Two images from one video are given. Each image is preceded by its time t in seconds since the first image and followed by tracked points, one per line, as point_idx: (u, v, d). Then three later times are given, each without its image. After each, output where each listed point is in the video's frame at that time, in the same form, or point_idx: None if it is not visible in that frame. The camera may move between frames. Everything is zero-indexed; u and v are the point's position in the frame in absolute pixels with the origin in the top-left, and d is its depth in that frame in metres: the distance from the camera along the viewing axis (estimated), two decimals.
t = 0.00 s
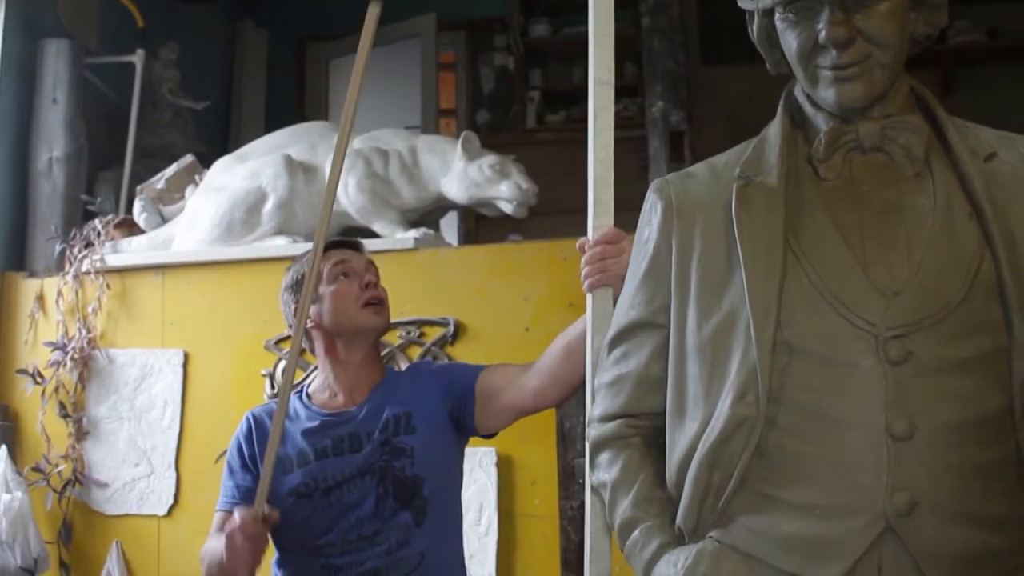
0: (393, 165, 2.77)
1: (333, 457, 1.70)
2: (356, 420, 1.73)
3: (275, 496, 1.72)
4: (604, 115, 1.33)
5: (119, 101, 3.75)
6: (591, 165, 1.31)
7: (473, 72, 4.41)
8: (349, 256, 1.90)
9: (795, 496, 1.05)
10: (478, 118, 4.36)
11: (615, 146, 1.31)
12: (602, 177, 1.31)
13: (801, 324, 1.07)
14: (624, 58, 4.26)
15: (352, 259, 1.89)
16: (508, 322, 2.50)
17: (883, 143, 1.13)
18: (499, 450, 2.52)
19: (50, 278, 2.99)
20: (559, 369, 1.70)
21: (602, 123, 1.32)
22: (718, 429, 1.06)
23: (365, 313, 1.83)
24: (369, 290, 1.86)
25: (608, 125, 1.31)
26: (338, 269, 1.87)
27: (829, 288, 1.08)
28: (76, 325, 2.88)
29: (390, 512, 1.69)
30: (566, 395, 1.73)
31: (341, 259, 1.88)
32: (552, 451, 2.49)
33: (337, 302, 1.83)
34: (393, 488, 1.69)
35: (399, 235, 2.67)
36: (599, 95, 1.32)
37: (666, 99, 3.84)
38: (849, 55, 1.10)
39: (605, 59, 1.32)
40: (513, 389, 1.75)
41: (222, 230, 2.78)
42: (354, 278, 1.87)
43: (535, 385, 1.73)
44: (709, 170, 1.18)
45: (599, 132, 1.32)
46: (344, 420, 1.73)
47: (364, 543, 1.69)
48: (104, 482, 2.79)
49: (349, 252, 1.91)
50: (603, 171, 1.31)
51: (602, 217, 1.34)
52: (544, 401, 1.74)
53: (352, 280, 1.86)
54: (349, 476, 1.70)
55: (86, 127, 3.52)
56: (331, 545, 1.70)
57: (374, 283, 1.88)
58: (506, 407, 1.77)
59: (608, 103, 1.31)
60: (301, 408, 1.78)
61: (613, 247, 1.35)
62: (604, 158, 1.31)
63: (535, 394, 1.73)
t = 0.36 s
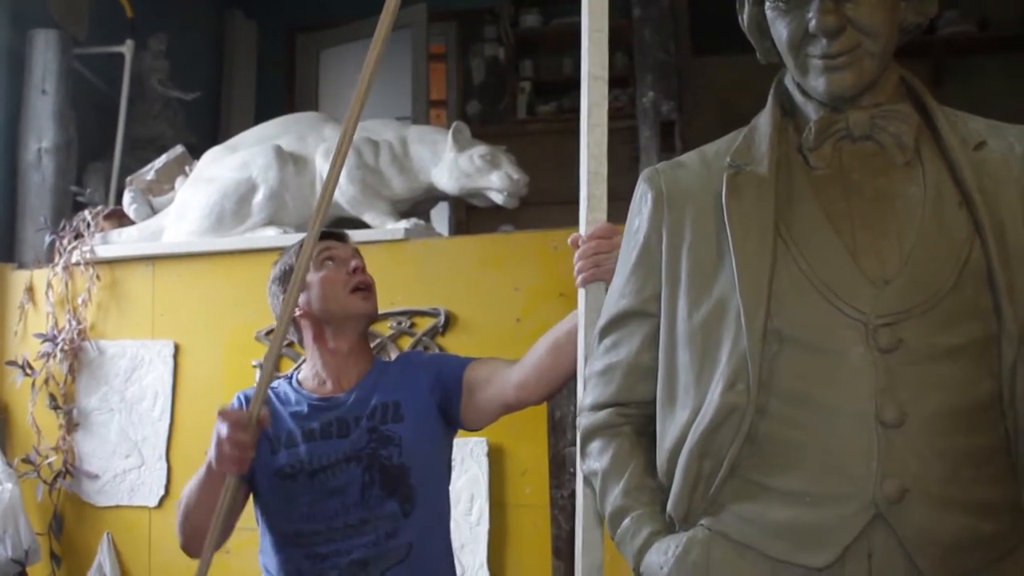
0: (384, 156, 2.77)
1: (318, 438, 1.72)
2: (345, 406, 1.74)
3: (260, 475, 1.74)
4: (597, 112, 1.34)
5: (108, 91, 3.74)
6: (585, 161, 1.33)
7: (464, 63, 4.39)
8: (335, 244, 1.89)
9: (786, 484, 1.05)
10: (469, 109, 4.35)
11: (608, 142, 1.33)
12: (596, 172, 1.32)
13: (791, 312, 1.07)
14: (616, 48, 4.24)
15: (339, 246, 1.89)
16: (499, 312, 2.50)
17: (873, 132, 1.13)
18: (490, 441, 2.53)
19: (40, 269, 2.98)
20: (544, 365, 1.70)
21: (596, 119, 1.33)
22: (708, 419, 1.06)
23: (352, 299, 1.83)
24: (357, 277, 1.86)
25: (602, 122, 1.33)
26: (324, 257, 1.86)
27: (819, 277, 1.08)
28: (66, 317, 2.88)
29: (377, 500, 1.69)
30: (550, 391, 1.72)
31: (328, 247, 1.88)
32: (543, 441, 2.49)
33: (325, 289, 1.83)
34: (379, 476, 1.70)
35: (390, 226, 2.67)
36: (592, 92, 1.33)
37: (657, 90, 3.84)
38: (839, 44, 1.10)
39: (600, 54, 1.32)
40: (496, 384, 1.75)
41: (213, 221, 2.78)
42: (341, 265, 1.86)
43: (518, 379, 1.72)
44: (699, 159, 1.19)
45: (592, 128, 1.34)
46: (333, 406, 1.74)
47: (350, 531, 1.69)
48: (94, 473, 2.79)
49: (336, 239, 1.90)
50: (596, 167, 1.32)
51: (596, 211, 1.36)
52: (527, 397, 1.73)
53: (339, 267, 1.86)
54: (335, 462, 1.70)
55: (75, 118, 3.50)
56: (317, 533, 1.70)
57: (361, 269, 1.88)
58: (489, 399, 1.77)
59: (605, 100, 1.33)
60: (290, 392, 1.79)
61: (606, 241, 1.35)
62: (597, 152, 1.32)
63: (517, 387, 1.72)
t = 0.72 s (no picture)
0: (375, 157, 2.77)
1: (307, 423, 1.73)
2: (336, 401, 1.75)
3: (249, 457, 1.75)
4: (573, 113, 1.31)
5: (98, 92, 3.74)
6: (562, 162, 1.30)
7: (455, 63, 4.39)
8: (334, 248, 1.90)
9: (776, 484, 1.05)
10: (460, 109, 4.36)
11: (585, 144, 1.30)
12: (573, 174, 1.30)
13: (780, 312, 1.08)
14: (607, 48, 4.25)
15: (337, 251, 1.89)
16: (489, 313, 2.50)
17: (862, 132, 1.14)
18: (482, 442, 2.52)
19: (30, 271, 2.97)
20: (530, 373, 1.70)
21: (571, 122, 1.30)
22: (697, 419, 1.06)
23: (346, 303, 1.83)
24: (352, 281, 1.86)
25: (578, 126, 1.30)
26: (321, 260, 1.87)
27: (809, 277, 1.08)
28: (56, 319, 2.87)
29: (360, 497, 1.70)
30: (535, 402, 1.72)
31: (326, 251, 1.88)
32: (534, 441, 2.49)
33: (319, 292, 1.83)
34: (364, 473, 1.71)
35: (380, 227, 2.67)
36: (569, 94, 1.31)
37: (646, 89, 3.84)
38: (828, 44, 1.10)
39: (575, 57, 1.31)
40: (484, 392, 1.75)
41: (204, 222, 2.78)
42: (338, 270, 1.86)
43: (505, 389, 1.72)
44: (689, 159, 1.19)
45: (570, 130, 1.31)
46: (326, 399, 1.76)
47: (331, 524, 1.69)
48: (85, 476, 2.78)
49: (334, 244, 1.91)
50: (573, 168, 1.30)
51: (573, 213, 1.34)
52: (512, 408, 1.73)
53: (335, 271, 1.86)
54: (321, 452, 1.71)
55: (65, 119, 3.50)
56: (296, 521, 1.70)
57: (357, 274, 1.88)
58: (475, 407, 1.76)
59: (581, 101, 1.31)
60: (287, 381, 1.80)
61: (586, 242, 1.36)
62: (575, 153, 1.30)
63: (503, 396, 1.72)
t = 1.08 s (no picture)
0: (369, 170, 2.77)
1: (307, 426, 1.74)
2: (330, 414, 1.76)
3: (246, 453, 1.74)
4: (558, 130, 1.28)
5: (92, 102, 3.74)
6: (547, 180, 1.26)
7: (450, 76, 4.42)
8: (328, 263, 1.90)
9: (767, 501, 1.06)
10: (454, 122, 4.37)
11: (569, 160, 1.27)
12: (556, 192, 1.26)
13: (771, 331, 1.08)
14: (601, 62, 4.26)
15: (331, 265, 1.89)
16: (482, 327, 2.50)
17: (854, 150, 1.14)
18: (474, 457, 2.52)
19: (23, 282, 2.96)
20: (511, 400, 1.70)
21: (555, 138, 1.27)
22: (689, 437, 1.07)
23: (339, 316, 1.82)
24: (345, 295, 1.85)
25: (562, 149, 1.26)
26: (315, 276, 1.87)
27: (800, 295, 1.09)
28: (49, 330, 2.87)
29: (350, 508, 1.71)
30: (516, 430, 1.72)
31: (320, 266, 1.88)
32: (527, 455, 2.49)
33: (313, 306, 1.83)
34: (357, 486, 1.72)
35: (374, 240, 2.67)
36: (553, 111, 1.27)
37: (640, 104, 3.90)
38: (820, 63, 1.11)
39: (560, 74, 1.28)
40: (466, 418, 1.75)
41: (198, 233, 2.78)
42: (331, 285, 1.86)
43: (486, 417, 1.72)
44: (681, 176, 1.19)
45: (554, 146, 1.27)
46: (321, 411, 1.77)
47: (320, 531, 1.69)
48: (76, 488, 2.78)
49: (328, 258, 1.91)
50: (558, 186, 1.26)
51: (557, 230, 1.31)
52: (493, 436, 1.73)
53: (329, 286, 1.86)
54: (317, 459, 1.72)
55: (59, 130, 3.51)
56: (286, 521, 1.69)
57: (351, 288, 1.87)
58: (458, 434, 1.76)
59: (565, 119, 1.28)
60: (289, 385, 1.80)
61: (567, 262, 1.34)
62: (559, 171, 1.26)
63: (483, 425, 1.72)
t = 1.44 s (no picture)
0: (360, 201, 2.78)
1: (307, 452, 1.74)
2: (324, 441, 1.75)
3: (244, 463, 1.74)
4: (551, 163, 1.29)
5: (85, 131, 3.76)
6: (539, 213, 1.27)
7: (441, 109, 4.44)
8: (313, 294, 1.91)
9: (754, 535, 1.06)
10: (445, 151, 4.39)
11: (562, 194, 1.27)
12: (548, 226, 1.27)
13: (758, 367, 1.09)
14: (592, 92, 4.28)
15: (315, 296, 1.90)
16: (473, 357, 2.51)
17: (841, 187, 1.15)
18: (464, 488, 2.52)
19: (14, 310, 2.95)
20: (506, 431, 1.71)
21: (548, 172, 1.28)
22: (676, 472, 1.07)
23: (325, 346, 1.83)
24: (330, 325, 1.86)
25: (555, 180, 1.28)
26: (299, 307, 1.87)
27: (787, 330, 1.10)
28: (38, 358, 2.86)
29: (339, 536, 1.70)
30: (510, 460, 1.73)
31: (304, 297, 1.89)
32: (516, 486, 2.49)
33: (298, 337, 1.83)
34: (348, 514, 1.71)
35: (365, 270, 2.68)
36: (545, 144, 1.29)
37: (630, 136, 3.95)
38: (807, 101, 1.12)
39: (553, 107, 1.29)
40: (460, 449, 1.76)
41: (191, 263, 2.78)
42: (316, 315, 1.87)
43: (480, 448, 1.73)
44: (670, 212, 1.20)
45: (546, 180, 1.28)
46: (314, 438, 1.76)
47: (308, 554, 1.69)
48: (64, 516, 2.77)
49: (313, 290, 1.91)
50: (550, 220, 1.27)
51: (550, 263, 1.30)
52: (488, 465, 1.74)
53: (314, 316, 1.87)
54: (312, 483, 1.72)
55: (52, 158, 3.52)
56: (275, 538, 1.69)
57: (335, 317, 1.88)
58: (453, 464, 1.77)
59: (557, 154, 1.28)
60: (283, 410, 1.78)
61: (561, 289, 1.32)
62: (552, 207, 1.27)
63: (477, 455, 1.73)
